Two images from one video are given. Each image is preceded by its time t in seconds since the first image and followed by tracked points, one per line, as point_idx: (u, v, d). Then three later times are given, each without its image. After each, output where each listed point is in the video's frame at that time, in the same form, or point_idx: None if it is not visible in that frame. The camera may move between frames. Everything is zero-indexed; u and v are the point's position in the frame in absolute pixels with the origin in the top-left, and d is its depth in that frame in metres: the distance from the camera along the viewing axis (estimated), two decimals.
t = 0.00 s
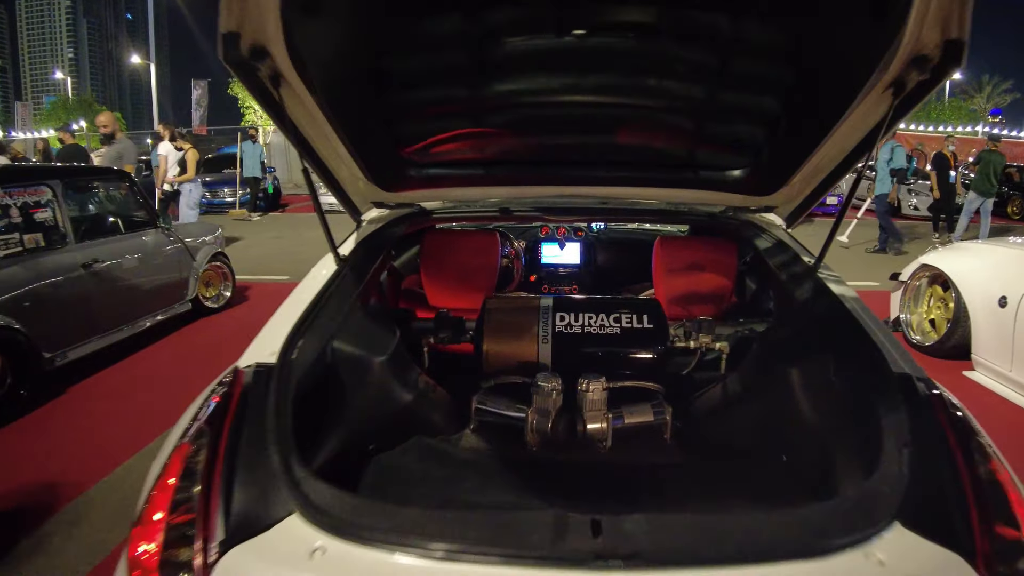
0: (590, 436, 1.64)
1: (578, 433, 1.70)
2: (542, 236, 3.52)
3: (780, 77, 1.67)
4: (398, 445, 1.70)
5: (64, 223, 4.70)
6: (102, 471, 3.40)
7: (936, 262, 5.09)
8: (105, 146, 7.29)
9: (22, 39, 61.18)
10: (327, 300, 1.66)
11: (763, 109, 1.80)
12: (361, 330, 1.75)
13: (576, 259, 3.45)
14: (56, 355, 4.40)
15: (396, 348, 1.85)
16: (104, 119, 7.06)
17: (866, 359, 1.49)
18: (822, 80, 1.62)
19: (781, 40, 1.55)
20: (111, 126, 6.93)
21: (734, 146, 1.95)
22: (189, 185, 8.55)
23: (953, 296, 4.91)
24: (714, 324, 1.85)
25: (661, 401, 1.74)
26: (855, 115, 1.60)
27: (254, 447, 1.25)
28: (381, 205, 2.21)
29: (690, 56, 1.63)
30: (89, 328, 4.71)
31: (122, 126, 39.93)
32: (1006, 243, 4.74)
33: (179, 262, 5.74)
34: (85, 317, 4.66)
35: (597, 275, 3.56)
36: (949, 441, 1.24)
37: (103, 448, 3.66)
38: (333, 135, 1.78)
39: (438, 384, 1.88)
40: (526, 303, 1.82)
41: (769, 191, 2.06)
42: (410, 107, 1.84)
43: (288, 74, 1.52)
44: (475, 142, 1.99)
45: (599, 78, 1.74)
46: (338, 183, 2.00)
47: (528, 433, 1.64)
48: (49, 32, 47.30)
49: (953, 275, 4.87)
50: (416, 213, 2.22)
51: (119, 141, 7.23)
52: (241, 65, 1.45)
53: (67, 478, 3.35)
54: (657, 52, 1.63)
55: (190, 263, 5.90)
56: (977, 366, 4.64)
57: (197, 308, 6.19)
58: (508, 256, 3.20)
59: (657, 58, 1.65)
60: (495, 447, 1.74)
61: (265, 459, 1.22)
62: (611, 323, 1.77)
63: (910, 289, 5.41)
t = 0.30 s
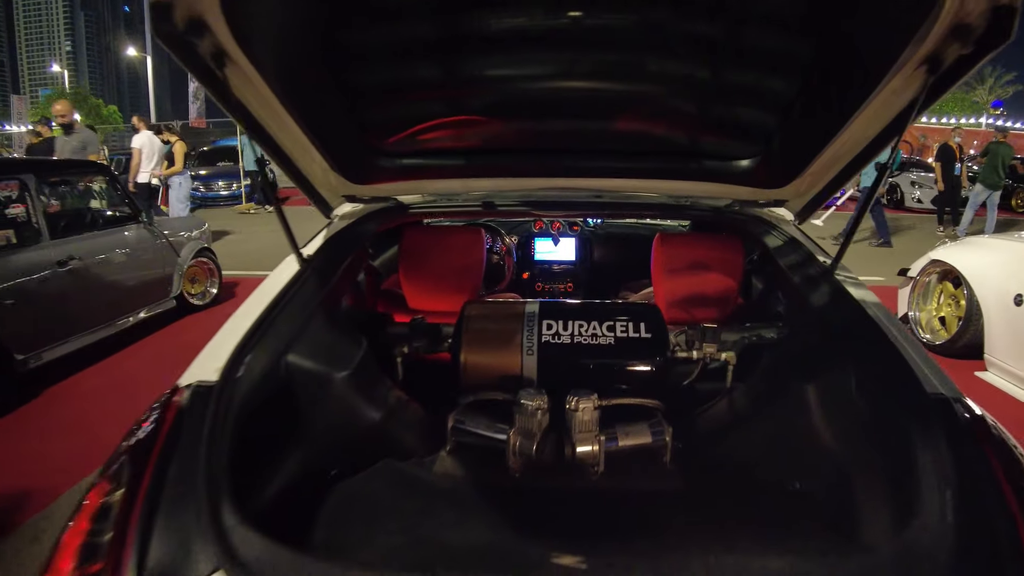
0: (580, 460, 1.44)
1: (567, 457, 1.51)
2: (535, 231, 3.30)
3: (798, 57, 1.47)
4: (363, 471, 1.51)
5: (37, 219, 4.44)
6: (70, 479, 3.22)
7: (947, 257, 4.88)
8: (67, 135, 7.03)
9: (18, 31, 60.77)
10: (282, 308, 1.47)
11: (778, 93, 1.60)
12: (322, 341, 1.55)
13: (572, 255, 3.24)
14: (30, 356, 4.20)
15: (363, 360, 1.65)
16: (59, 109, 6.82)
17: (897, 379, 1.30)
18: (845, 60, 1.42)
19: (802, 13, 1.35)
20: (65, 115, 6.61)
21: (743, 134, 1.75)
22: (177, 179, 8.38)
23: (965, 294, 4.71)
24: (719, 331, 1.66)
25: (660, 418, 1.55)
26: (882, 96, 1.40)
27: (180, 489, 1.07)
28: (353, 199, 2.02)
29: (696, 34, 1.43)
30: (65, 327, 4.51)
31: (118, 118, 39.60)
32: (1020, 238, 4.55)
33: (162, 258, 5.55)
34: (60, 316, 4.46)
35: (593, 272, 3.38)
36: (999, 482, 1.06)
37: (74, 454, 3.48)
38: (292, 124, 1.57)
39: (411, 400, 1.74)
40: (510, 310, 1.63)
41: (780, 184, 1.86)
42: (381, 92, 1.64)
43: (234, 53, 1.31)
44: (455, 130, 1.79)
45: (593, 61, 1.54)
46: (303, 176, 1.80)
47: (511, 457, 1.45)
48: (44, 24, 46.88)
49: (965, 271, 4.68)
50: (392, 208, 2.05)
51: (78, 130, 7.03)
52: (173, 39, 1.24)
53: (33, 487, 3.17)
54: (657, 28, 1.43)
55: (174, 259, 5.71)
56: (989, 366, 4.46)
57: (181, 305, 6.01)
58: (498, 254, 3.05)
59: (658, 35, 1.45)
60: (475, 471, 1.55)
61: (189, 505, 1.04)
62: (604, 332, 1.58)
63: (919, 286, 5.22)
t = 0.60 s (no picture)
0: (579, 483, 1.31)
1: (566, 478, 1.38)
2: (533, 227, 3.14)
3: (822, 41, 1.33)
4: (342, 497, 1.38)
5: (19, 214, 4.28)
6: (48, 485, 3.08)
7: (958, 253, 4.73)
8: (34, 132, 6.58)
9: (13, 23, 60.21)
10: (252, 317, 1.32)
11: (796, 82, 1.46)
12: (298, 353, 1.42)
13: (571, 252, 3.08)
14: (12, 356, 4.06)
15: (343, 372, 1.51)
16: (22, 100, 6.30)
17: (932, 397, 1.17)
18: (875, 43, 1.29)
19: None
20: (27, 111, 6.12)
21: (756, 125, 1.62)
22: (170, 172, 8.23)
23: (976, 291, 4.57)
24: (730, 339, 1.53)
25: (667, 434, 1.42)
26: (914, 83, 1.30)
27: (125, 529, 0.94)
28: (336, 194, 1.88)
29: (707, 16, 1.29)
30: (50, 327, 4.38)
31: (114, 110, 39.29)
32: None
33: (152, 253, 5.42)
34: (44, 314, 4.32)
35: (592, 270, 3.25)
36: None
37: (54, 458, 3.36)
38: (265, 112, 1.45)
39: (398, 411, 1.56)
40: (503, 316, 1.50)
41: (795, 178, 1.73)
42: (363, 79, 1.50)
43: (190, 32, 1.19)
44: (446, 122, 1.66)
45: (595, 48, 1.40)
46: (279, 169, 1.66)
47: (504, 480, 1.32)
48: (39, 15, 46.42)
49: (976, 267, 4.54)
50: (379, 203, 1.91)
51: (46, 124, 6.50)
52: (122, 19, 1.12)
53: (10, 493, 3.05)
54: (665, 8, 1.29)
55: (164, 254, 5.57)
56: (999, 366, 4.33)
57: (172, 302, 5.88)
58: (494, 249, 2.92)
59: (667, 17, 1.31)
60: (465, 494, 1.43)
61: (133, 549, 0.91)
62: (606, 342, 1.45)
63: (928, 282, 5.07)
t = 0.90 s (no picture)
0: (583, 490, 1.23)
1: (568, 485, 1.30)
2: (534, 220, 3.07)
3: (846, 21, 1.24)
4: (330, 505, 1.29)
5: (11, 209, 4.19)
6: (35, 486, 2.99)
7: (967, 249, 4.65)
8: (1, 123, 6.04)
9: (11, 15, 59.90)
10: (234, 313, 1.24)
11: (815, 67, 1.37)
12: (285, 351, 1.33)
13: (573, 246, 2.99)
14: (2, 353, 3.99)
15: (333, 372, 1.43)
16: None
17: (964, 403, 1.08)
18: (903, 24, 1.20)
19: None
20: None
21: (770, 111, 1.53)
22: (166, 165, 8.14)
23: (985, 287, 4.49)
24: (743, 337, 1.44)
25: (676, 437, 1.34)
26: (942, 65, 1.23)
27: (88, 549, 0.85)
28: (328, 185, 1.80)
29: None
30: (41, 323, 4.30)
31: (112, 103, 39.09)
32: None
33: (147, 247, 5.34)
34: (35, 309, 4.24)
35: (594, 265, 3.17)
36: None
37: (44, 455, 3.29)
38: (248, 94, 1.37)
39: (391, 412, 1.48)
40: (502, 313, 1.42)
41: (809, 169, 1.65)
42: (354, 63, 1.41)
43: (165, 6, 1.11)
44: (443, 109, 1.57)
45: (603, 33, 1.31)
46: (268, 157, 1.58)
47: (503, 487, 1.25)
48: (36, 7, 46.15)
49: (985, 263, 4.45)
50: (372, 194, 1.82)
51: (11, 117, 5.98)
52: None
53: None
54: None
55: (159, 249, 5.49)
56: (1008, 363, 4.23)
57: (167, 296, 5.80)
58: (494, 243, 2.84)
59: None
60: (461, 501, 1.35)
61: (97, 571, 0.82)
62: (611, 340, 1.37)
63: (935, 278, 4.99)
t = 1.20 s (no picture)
0: (584, 481, 1.22)
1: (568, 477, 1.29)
2: (535, 210, 3.04)
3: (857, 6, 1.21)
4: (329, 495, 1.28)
5: (10, 200, 4.16)
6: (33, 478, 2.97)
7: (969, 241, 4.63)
8: None
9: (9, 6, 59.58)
10: (230, 304, 1.22)
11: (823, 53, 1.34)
12: (283, 342, 1.31)
13: (574, 237, 2.97)
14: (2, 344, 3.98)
15: (331, 362, 1.41)
16: None
17: (975, 395, 1.06)
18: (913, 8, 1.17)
19: None
20: None
21: (775, 98, 1.50)
22: (165, 157, 8.11)
23: (988, 280, 4.47)
24: (748, 327, 1.43)
25: (678, 428, 1.33)
26: (956, 47, 1.20)
27: (81, 541, 0.84)
28: (326, 173, 1.78)
29: None
30: (40, 314, 4.29)
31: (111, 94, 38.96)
32: None
33: (146, 239, 5.31)
34: (34, 300, 4.23)
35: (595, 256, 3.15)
36: None
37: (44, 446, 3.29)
38: (245, 81, 1.35)
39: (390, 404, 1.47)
40: (503, 303, 1.40)
41: (815, 158, 1.62)
42: (352, 49, 1.38)
43: None
44: (443, 95, 1.54)
45: (607, 17, 1.28)
46: (265, 145, 1.56)
47: (504, 481, 1.24)
48: None
49: (989, 256, 4.44)
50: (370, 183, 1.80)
51: None
52: None
53: None
54: None
55: (158, 240, 5.47)
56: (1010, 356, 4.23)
57: (167, 288, 5.78)
58: (495, 233, 2.81)
59: None
60: (461, 493, 1.33)
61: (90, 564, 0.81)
62: (613, 330, 1.35)
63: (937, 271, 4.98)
